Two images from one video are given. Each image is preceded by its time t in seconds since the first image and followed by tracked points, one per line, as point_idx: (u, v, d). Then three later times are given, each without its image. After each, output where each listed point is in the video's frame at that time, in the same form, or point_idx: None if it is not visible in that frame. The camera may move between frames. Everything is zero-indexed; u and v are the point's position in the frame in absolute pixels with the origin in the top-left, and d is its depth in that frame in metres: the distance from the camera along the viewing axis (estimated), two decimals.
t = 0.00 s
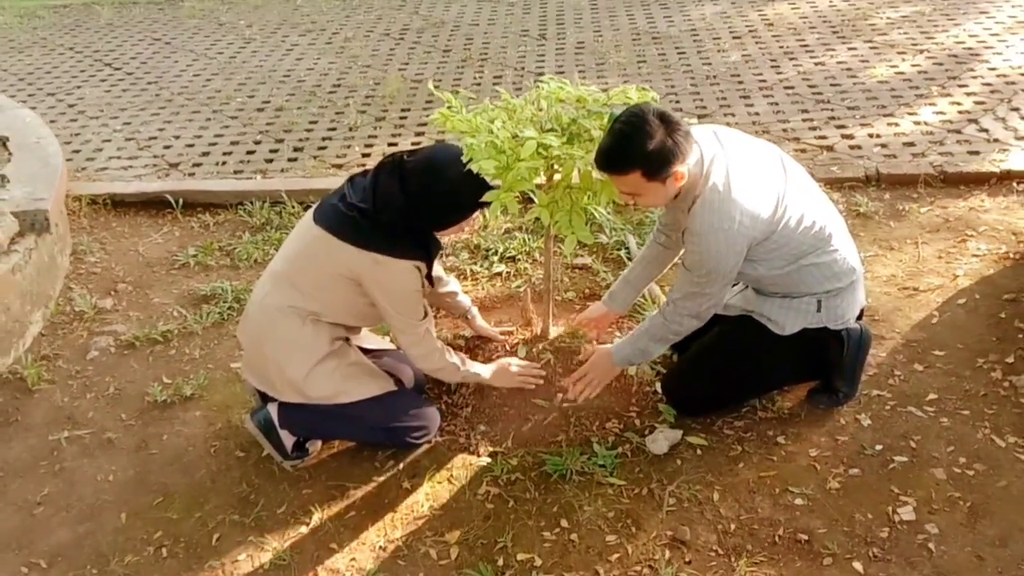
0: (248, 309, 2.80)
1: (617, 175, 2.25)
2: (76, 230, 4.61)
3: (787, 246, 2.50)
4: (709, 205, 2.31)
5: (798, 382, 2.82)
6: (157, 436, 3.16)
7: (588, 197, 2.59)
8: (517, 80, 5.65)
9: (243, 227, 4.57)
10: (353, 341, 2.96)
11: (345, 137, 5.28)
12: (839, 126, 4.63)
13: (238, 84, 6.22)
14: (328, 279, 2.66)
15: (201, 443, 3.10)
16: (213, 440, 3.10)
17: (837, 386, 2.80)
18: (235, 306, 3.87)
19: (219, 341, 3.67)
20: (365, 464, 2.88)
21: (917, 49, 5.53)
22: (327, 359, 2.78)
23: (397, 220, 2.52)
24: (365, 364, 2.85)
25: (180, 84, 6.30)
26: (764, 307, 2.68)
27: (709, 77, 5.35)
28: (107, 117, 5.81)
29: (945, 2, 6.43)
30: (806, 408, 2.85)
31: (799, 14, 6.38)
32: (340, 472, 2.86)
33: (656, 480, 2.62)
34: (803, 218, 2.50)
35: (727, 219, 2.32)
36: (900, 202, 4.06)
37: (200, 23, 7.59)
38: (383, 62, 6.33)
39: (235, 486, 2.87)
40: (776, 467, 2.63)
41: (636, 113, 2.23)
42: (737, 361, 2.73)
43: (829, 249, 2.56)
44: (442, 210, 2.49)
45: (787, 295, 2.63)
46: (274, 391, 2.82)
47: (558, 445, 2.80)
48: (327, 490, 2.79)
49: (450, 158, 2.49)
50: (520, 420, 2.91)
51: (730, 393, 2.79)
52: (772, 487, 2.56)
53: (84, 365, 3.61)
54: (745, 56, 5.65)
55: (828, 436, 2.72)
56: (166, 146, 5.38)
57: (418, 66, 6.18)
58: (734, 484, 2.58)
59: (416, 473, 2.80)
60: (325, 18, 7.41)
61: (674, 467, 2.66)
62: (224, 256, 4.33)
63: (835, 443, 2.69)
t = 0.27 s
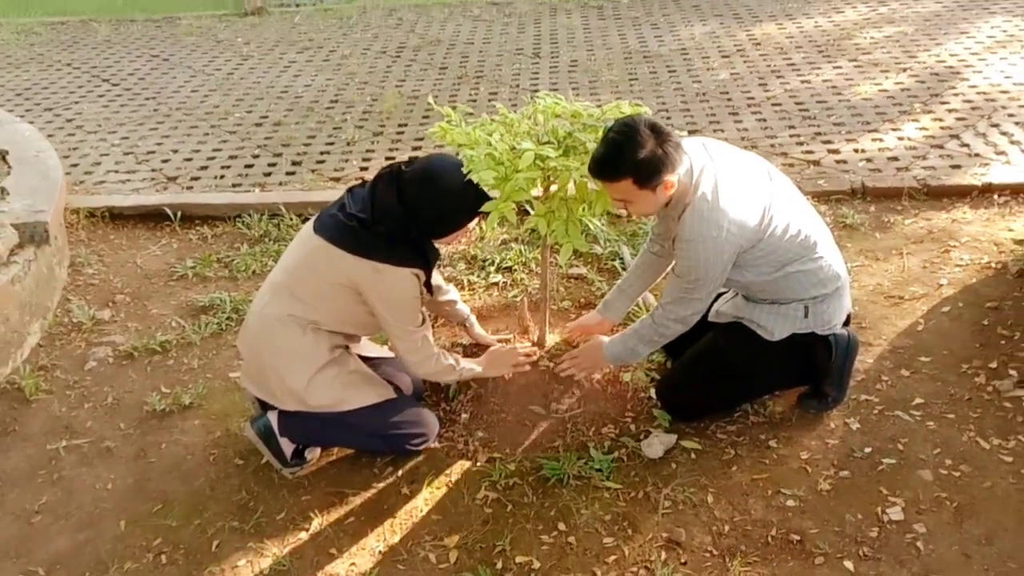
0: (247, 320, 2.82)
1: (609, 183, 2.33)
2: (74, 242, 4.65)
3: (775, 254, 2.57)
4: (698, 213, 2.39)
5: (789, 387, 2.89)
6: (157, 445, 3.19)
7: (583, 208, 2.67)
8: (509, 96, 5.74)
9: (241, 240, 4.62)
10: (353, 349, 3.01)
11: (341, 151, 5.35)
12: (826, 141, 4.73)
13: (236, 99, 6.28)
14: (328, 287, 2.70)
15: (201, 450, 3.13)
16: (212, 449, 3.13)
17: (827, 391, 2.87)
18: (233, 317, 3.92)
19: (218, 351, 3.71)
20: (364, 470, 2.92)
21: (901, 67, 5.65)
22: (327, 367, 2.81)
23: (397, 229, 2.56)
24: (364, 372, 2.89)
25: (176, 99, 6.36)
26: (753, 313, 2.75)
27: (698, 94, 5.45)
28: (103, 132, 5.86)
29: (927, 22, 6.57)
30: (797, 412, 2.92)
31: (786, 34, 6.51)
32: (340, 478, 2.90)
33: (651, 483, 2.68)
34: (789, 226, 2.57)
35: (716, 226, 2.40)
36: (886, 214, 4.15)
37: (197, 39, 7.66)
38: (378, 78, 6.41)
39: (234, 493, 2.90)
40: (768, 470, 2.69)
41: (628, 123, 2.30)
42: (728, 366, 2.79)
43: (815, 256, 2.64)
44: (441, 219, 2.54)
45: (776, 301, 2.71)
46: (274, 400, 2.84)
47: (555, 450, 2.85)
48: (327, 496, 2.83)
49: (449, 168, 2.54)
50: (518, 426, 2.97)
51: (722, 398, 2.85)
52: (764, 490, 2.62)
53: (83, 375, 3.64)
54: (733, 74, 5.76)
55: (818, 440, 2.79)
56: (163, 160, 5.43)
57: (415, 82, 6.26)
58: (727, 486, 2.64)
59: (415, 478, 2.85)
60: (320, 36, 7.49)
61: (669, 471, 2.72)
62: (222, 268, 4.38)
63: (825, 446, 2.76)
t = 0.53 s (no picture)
0: (255, 326, 2.89)
1: (606, 187, 2.41)
2: (75, 254, 4.71)
3: (766, 258, 2.67)
4: (693, 219, 2.48)
5: (781, 389, 2.98)
6: (163, 450, 3.24)
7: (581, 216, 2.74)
8: (504, 110, 5.84)
9: (241, 251, 4.70)
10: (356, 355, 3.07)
11: (339, 163, 5.43)
12: (814, 153, 4.84)
13: (233, 114, 6.37)
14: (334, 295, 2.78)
15: (206, 455, 3.19)
16: (219, 454, 3.18)
17: (818, 393, 2.95)
18: (236, 325, 3.99)
19: (221, 359, 3.78)
20: (369, 473, 2.99)
21: (886, 81, 5.79)
22: (332, 373, 2.88)
23: (401, 237, 2.65)
24: (368, 377, 2.96)
25: (174, 113, 6.44)
26: (745, 316, 2.85)
27: (689, 107, 5.57)
28: (102, 146, 5.92)
29: (911, 37, 6.72)
30: (789, 414, 3.00)
31: (773, 49, 6.64)
32: (345, 481, 2.96)
33: (649, 483, 2.76)
34: (779, 231, 2.67)
35: (710, 231, 2.49)
36: (873, 223, 4.26)
37: (194, 55, 7.75)
38: (374, 92, 6.51)
39: (241, 497, 2.96)
40: (762, 469, 2.77)
41: (623, 131, 2.39)
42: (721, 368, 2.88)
43: (804, 261, 2.74)
44: (445, 229, 2.62)
45: (767, 305, 2.81)
46: (280, 404, 2.91)
47: (555, 453, 2.93)
48: (332, 498, 2.89)
49: (453, 179, 2.63)
50: (518, 429, 3.04)
51: (716, 399, 2.93)
52: (759, 488, 2.70)
53: (88, 384, 3.70)
54: (722, 88, 5.89)
55: (810, 441, 2.87)
56: (164, 173, 5.50)
57: (410, 96, 6.36)
58: (723, 485, 2.72)
59: (419, 480, 2.92)
60: (315, 51, 7.59)
61: (666, 471, 2.80)
62: (223, 279, 4.45)
63: (817, 446, 2.85)
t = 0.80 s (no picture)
0: (262, 325, 2.97)
1: (600, 191, 2.50)
2: (79, 260, 4.78)
3: (755, 256, 2.76)
4: (684, 218, 2.57)
5: (772, 385, 3.06)
6: (170, 448, 3.31)
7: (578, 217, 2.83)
8: (500, 117, 5.94)
9: (243, 256, 4.77)
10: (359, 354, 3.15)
11: (339, 171, 5.52)
12: (805, 157, 4.95)
13: (233, 123, 6.45)
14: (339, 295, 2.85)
15: (212, 453, 3.26)
16: (226, 450, 3.26)
17: (809, 388, 3.04)
18: (240, 328, 4.06)
19: (225, 361, 3.85)
20: (372, 468, 3.06)
21: (875, 87, 5.90)
22: (336, 371, 2.95)
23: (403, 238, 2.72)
24: (372, 376, 3.03)
25: (174, 123, 6.52)
26: (736, 313, 2.93)
27: (682, 114, 5.67)
28: (104, 155, 6.00)
29: (900, 43, 6.84)
30: (781, 408, 3.09)
31: (765, 56, 6.76)
32: (349, 476, 3.04)
33: (646, 474, 2.84)
34: (768, 230, 2.76)
35: (700, 229, 2.58)
36: (863, 224, 4.35)
37: (192, 66, 7.84)
38: (372, 101, 6.61)
39: (248, 492, 3.03)
40: (755, 460, 2.85)
41: (617, 136, 2.48)
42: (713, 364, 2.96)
43: (793, 258, 2.82)
44: (446, 229, 2.70)
45: (757, 302, 2.89)
46: (286, 402, 2.98)
47: (553, 447, 3.01)
48: (337, 492, 2.97)
49: (454, 181, 2.71)
50: (517, 425, 3.12)
51: (709, 395, 3.01)
52: (752, 478, 2.78)
53: (95, 385, 3.76)
54: (715, 95, 5.99)
55: (802, 433, 2.96)
56: (165, 181, 5.58)
57: (407, 105, 6.46)
58: (717, 476, 2.81)
59: (421, 474, 2.99)
60: (313, 61, 7.69)
61: (662, 462, 2.88)
62: (226, 283, 4.52)
63: (808, 438, 2.93)
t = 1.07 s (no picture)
0: (264, 326, 3.04)
1: (595, 196, 2.59)
2: (76, 268, 4.83)
3: (745, 255, 2.85)
4: (678, 220, 2.66)
5: (763, 381, 3.15)
6: (171, 451, 3.36)
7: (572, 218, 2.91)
8: (492, 124, 6.02)
9: (240, 263, 4.83)
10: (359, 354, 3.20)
11: (333, 178, 5.59)
12: (793, 162, 5.05)
13: (225, 131, 6.51)
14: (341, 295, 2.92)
15: (214, 455, 3.31)
16: (226, 453, 3.31)
17: (798, 384, 3.12)
18: (239, 333, 4.12)
19: (225, 366, 3.91)
20: (373, 468, 3.13)
21: (860, 94, 6.02)
22: (338, 371, 3.02)
23: (404, 240, 2.79)
24: (372, 376, 3.09)
25: (166, 132, 6.57)
26: (727, 311, 3.01)
27: (672, 121, 5.77)
28: (97, 165, 6.05)
29: (884, 51, 6.98)
30: (772, 404, 3.17)
31: (752, 64, 6.88)
32: (350, 476, 3.10)
33: (641, 469, 2.92)
34: (757, 230, 2.85)
35: (693, 231, 2.66)
36: (850, 227, 4.46)
37: (184, 75, 7.90)
38: (364, 110, 6.68)
39: (250, 492, 3.09)
40: (746, 454, 2.94)
41: (608, 142, 2.57)
42: (707, 362, 3.04)
43: (782, 257, 2.91)
44: (446, 231, 2.77)
45: (748, 299, 2.98)
46: (288, 402, 3.04)
47: (550, 444, 3.08)
48: (339, 491, 3.03)
49: (455, 183, 2.79)
50: (516, 424, 3.19)
51: (702, 391, 3.10)
52: (744, 471, 2.86)
53: (95, 391, 3.81)
54: (704, 102, 6.10)
55: (792, 428, 3.04)
56: (159, 189, 5.63)
57: (400, 113, 6.54)
58: (710, 470, 2.89)
59: (421, 473, 3.06)
60: (305, 70, 7.76)
61: (656, 458, 2.96)
62: (224, 290, 4.58)
63: (798, 432, 3.02)
